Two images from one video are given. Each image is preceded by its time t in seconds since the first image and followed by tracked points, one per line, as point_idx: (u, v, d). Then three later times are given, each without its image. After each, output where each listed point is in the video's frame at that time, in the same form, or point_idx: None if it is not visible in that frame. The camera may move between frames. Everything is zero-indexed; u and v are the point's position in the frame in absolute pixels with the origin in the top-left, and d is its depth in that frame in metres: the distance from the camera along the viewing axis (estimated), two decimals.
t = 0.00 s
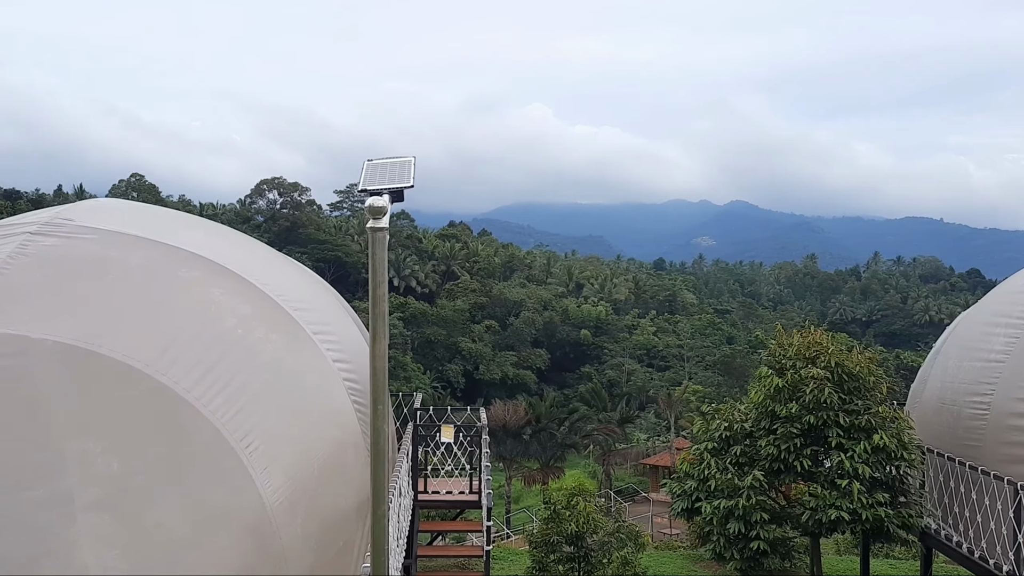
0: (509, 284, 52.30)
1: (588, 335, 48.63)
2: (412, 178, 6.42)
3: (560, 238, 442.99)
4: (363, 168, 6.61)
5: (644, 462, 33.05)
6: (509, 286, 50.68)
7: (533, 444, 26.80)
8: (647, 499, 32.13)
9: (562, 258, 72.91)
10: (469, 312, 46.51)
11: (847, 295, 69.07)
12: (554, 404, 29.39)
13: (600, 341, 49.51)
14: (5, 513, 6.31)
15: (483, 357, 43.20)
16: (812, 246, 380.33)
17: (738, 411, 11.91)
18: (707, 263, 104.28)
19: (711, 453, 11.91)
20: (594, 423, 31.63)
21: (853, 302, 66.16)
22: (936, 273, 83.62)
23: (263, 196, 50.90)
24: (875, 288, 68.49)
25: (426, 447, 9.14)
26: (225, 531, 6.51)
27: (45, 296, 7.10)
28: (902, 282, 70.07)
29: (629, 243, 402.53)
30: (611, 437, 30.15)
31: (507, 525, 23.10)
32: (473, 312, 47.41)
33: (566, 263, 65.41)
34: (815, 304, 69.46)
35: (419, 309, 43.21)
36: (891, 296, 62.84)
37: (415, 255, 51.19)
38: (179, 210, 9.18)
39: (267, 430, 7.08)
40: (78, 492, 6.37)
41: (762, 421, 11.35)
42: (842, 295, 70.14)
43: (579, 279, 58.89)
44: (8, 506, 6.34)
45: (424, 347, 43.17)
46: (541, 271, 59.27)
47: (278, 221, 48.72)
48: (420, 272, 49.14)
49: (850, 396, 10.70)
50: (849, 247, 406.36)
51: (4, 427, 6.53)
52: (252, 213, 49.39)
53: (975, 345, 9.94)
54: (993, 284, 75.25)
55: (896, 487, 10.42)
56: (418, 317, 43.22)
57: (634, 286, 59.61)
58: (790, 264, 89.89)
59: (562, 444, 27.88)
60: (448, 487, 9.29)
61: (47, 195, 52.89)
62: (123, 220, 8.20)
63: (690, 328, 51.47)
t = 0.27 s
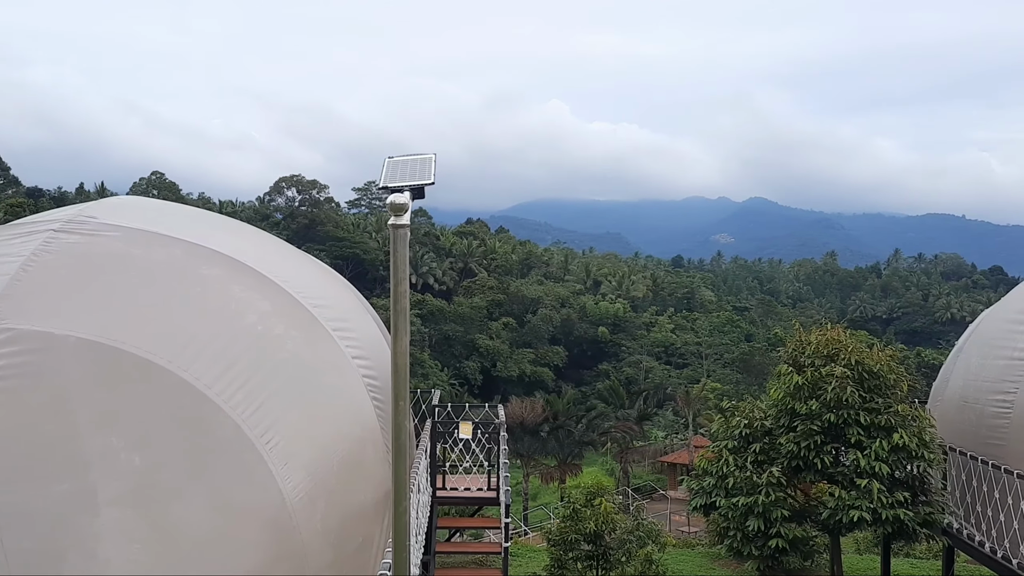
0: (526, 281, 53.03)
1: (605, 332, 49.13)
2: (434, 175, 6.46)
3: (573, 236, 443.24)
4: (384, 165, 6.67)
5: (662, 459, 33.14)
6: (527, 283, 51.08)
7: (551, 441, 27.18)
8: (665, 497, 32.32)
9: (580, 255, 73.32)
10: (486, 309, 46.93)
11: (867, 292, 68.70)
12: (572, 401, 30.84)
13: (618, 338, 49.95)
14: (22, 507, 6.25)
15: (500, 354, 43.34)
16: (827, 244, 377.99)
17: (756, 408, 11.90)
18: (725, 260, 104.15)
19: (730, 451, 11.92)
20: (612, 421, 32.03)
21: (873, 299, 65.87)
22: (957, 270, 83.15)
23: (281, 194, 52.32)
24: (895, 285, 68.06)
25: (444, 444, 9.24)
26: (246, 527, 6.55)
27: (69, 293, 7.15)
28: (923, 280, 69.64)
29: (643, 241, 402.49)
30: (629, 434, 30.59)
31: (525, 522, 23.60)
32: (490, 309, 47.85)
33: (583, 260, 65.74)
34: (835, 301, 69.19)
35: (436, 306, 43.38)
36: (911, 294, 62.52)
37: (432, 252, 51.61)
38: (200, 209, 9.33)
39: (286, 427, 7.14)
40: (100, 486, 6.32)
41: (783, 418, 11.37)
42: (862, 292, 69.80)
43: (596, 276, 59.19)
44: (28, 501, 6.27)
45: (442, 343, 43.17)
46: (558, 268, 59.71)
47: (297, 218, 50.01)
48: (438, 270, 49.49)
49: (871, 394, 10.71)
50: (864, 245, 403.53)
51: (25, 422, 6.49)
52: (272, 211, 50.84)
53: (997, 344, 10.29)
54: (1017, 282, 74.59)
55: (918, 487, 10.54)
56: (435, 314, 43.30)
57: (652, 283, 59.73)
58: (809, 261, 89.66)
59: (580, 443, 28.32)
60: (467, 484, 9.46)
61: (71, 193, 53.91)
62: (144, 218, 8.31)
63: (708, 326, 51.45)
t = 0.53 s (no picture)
0: (544, 279, 53.45)
1: (623, 331, 49.55)
2: (453, 173, 6.47)
3: (587, 234, 443.52)
4: (403, 162, 6.70)
5: (681, 458, 33.16)
6: (544, 282, 52.02)
7: (568, 439, 28.14)
8: (683, 495, 32.39)
9: (598, 253, 73.59)
10: (504, 308, 47.33)
11: (888, 290, 68.24)
12: (590, 398, 31.40)
13: (636, 337, 50.32)
14: (43, 504, 6.26)
15: (518, 352, 43.73)
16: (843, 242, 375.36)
17: (777, 407, 12.39)
18: (743, 258, 104.06)
19: (750, 449, 12.33)
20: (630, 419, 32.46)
21: (895, 297, 65.45)
22: (981, 268, 82.35)
23: (301, 191, 53.62)
24: (917, 283, 67.51)
25: (461, 441, 9.35)
26: (266, 523, 6.58)
27: (91, 291, 7.22)
28: (946, 278, 69.03)
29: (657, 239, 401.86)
30: (648, 433, 30.66)
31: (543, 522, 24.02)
32: (508, 307, 48.21)
33: (602, 258, 65.93)
34: (855, 299, 68.83)
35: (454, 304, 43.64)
36: (933, 292, 62.06)
37: (451, 250, 52.06)
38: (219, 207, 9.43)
39: (307, 424, 7.19)
40: (122, 482, 6.34)
41: (803, 417, 11.87)
42: (883, 290, 69.37)
43: (615, 275, 59.35)
44: (49, 496, 6.29)
45: (461, 341, 43.64)
46: (577, 266, 59.99)
47: (316, 217, 51.10)
48: (456, 268, 49.79)
49: (891, 393, 11.16)
50: (881, 243, 400.25)
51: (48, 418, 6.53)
52: (291, 210, 52.18)
53: (1018, 344, 10.38)
54: None
55: (939, 486, 10.85)
56: (453, 312, 43.85)
57: (670, 281, 59.83)
58: (830, 259, 89.17)
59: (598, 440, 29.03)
60: (485, 481, 9.55)
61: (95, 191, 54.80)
62: (165, 216, 8.41)
63: (727, 324, 51.38)
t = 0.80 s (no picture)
0: (560, 278, 53.55)
1: (639, 329, 49.62)
2: (471, 171, 6.47)
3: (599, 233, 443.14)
4: (420, 160, 6.68)
5: (698, 458, 33.16)
6: (560, 280, 52.19)
7: (584, 437, 28.22)
8: (699, 494, 32.42)
9: (614, 251, 73.57)
10: (520, 305, 47.49)
11: (907, 288, 67.71)
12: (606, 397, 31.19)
13: (652, 335, 50.36)
14: (59, 499, 6.24)
15: (534, 350, 43.96)
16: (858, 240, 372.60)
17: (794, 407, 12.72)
18: (761, 257, 103.66)
19: (767, 448, 12.75)
20: (645, 417, 32.82)
21: (914, 296, 64.95)
22: (1002, 266, 81.49)
23: (318, 189, 54.52)
24: (936, 281, 66.89)
25: (478, 439, 9.45)
26: (284, 519, 6.62)
27: (111, 288, 7.29)
28: (967, 277, 68.36)
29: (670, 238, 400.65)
30: (663, 432, 31.17)
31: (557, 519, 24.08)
32: (524, 305, 48.46)
33: (618, 256, 65.91)
34: (874, 298, 68.38)
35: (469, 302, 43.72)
36: (953, 290, 61.48)
37: (466, 249, 52.28)
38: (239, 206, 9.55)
39: (324, 421, 7.24)
40: (142, 477, 6.36)
41: (820, 416, 12.10)
42: (901, 288, 68.84)
43: (631, 273, 59.33)
44: (68, 492, 6.27)
45: (477, 338, 44.00)
46: (593, 265, 60.08)
47: (332, 214, 51.62)
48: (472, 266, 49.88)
49: (909, 393, 11.24)
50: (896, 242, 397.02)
51: (68, 414, 6.55)
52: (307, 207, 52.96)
53: None
54: None
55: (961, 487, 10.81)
56: (469, 310, 43.99)
57: (687, 279, 59.86)
58: (849, 257, 88.61)
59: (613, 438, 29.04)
60: (501, 479, 9.65)
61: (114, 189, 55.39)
62: (183, 214, 8.51)
63: (744, 322, 51.21)
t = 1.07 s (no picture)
0: (577, 276, 53.60)
1: (657, 327, 49.52)
2: (489, 169, 6.45)
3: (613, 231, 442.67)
4: (439, 158, 6.65)
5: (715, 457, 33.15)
6: (578, 278, 52.24)
7: (601, 436, 28.48)
8: (717, 494, 32.38)
9: (631, 249, 73.57)
10: (538, 303, 47.62)
11: (928, 287, 67.09)
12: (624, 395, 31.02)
13: (670, 334, 50.29)
14: (77, 496, 6.26)
15: (551, 348, 44.08)
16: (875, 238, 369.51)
17: (814, 406, 12.90)
18: (779, 254, 103.07)
19: (788, 448, 12.96)
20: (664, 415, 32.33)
21: (935, 294, 64.35)
22: None
23: (336, 188, 55.28)
24: (958, 280, 66.18)
25: (495, 437, 9.47)
26: (303, 515, 6.65)
27: (131, 286, 7.35)
28: (989, 275, 67.56)
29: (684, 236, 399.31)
30: (681, 430, 30.70)
31: (574, 517, 24.10)
32: (541, 303, 48.58)
33: (635, 254, 65.85)
34: (894, 296, 67.84)
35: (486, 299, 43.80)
36: (975, 289, 60.80)
37: (484, 247, 52.53)
38: (259, 204, 9.67)
39: (342, 419, 7.27)
40: (163, 473, 6.40)
41: (840, 416, 12.31)
42: (922, 287, 68.24)
43: (649, 271, 59.23)
44: (89, 487, 6.30)
45: (493, 335, 43.90)
46: (610, 263, 60.12)
47: (350, 213, 51.53)
48: (489, 263, 49.99)
49: (931, 392, 11.49)
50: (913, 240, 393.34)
51: (88, 410, 6.58)
52: (325, 205, 53.45)
53: None
54: None
55: (983, 487, 11.24)
56: (487, 307, 44.01)
57: (705, 278, 59.80)
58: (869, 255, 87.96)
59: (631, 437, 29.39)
60: (519, 477, 9.68)
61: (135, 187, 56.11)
62: (202, 212, 8.60)
63: (763, 321, 50.96)
